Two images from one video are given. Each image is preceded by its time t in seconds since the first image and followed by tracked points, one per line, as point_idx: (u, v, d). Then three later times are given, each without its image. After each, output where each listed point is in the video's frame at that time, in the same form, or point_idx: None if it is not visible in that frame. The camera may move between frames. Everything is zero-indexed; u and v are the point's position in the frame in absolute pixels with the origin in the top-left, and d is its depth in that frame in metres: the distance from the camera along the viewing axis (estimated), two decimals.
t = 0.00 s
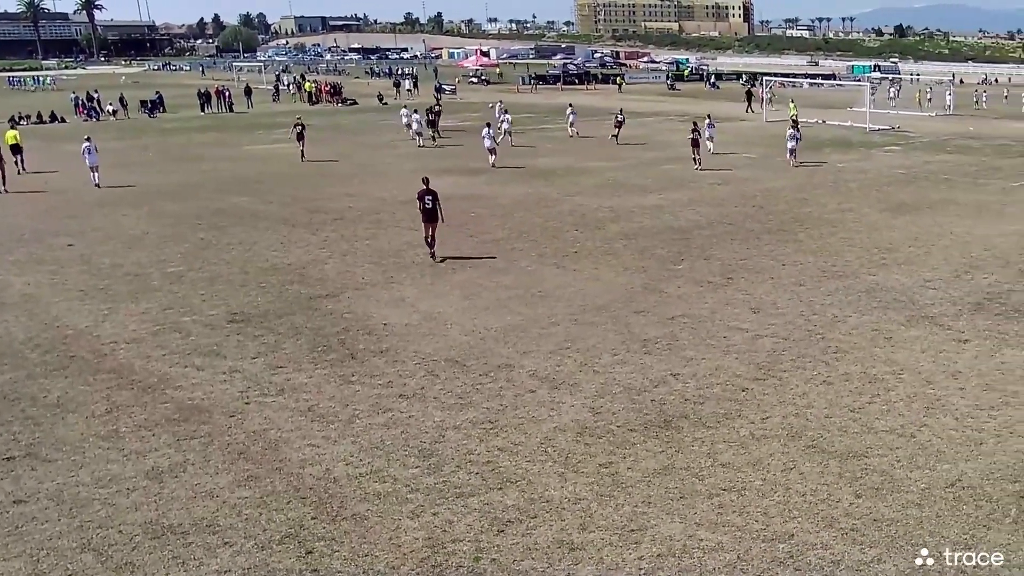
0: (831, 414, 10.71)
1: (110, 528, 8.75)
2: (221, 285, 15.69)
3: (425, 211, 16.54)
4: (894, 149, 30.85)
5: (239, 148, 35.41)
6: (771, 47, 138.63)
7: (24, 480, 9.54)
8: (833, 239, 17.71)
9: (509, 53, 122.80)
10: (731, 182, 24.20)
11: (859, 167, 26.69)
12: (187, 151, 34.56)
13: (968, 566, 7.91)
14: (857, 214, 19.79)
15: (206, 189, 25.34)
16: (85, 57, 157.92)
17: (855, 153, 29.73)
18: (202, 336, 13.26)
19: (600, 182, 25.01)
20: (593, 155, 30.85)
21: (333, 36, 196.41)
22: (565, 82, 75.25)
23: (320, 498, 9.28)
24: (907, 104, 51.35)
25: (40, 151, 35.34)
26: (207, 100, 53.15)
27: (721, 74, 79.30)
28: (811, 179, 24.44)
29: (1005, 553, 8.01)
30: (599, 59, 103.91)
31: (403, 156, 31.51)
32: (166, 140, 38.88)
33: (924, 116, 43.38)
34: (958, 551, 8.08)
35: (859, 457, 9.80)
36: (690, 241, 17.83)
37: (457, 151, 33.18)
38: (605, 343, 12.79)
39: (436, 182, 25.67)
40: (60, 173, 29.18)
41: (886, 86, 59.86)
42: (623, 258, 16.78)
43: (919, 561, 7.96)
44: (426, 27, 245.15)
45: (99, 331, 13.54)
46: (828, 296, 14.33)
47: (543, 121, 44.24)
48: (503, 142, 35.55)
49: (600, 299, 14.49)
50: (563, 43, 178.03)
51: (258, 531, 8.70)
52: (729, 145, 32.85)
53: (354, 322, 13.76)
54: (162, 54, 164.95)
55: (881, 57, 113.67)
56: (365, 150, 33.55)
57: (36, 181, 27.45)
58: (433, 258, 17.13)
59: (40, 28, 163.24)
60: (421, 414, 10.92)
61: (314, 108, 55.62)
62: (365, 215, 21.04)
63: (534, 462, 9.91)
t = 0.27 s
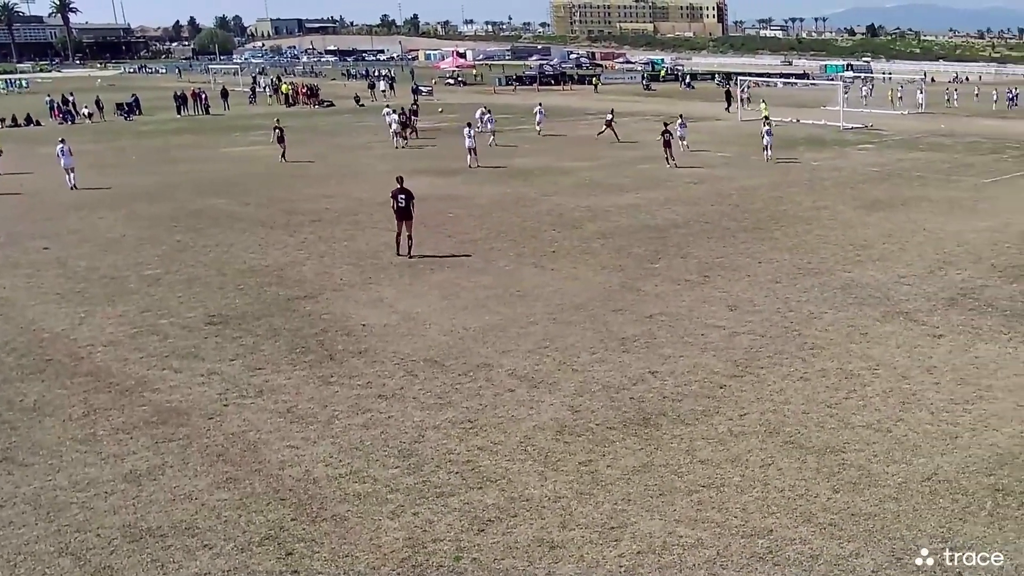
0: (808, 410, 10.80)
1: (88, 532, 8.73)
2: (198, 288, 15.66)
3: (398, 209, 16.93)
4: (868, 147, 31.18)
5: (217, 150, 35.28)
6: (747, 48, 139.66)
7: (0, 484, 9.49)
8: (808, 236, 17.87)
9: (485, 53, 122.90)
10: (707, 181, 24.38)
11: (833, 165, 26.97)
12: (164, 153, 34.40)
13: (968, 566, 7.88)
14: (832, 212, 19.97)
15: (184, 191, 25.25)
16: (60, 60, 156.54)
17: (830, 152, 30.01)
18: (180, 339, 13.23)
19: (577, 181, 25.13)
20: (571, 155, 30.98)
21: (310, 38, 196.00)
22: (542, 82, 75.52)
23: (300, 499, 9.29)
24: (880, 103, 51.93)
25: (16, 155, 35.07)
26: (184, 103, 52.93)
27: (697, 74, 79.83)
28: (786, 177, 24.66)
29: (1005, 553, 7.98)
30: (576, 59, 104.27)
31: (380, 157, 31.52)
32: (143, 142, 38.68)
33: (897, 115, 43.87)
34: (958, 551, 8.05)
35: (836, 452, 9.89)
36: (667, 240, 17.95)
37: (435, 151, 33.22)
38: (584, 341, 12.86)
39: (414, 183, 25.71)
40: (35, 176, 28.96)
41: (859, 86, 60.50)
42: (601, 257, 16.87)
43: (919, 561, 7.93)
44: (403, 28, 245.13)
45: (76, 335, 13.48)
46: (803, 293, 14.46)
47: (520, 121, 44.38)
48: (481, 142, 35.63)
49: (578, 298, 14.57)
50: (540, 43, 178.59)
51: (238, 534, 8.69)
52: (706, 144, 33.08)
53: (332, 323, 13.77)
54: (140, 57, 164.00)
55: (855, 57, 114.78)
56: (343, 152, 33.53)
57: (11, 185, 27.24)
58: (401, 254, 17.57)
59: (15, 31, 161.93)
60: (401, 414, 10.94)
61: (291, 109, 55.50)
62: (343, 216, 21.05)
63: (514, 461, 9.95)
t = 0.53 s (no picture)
0: (784, 407, 10.89)
1: (63, 536, 8.67)
2: (174, 289, 15.58)
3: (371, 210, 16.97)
4: (840, 145, 31.49)
5: (191, 150, 35.11)
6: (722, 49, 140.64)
7: None
8: (782, 234, 18.02)
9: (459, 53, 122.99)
10: (682, 180, 24.53)
11: (806, 163, 27.23)
12: (138, 154, 34.17)
13: (968, 566, 7.84)
14: (806, 210, 20.15)
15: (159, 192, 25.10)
16: (32, 61, 154.82)
17: (803, 150, 30.29)
18: (156, 340, 13.16)
19: (553, 180, 25.21)
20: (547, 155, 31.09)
21: (285, 39, 195.46)
22: (517, 82, 75.74)
23: (277, 501, 9.26)
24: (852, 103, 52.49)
25: None
26: (157, 103, 52.61)
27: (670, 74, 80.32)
28: (760, 176, 24.86)
29: (1006, 553, 7.93)
30: (550, 60, 104.60)
31: (356, 158, 31.49)
32: (117, 143, 38.41)
33: (869, 113, 44.33)
34: (959, 551, 8.01)
35: (813, 449, 9.97)
36: (643, 238, 18.04)
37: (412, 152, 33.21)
38: (561, 340, 12.91)
39: (390, 183, 25.69)
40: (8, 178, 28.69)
41: (831, 86, 61.14)
42: (577, 256, 16.95)
43: (919, 561, 7.90)
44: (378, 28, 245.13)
45: (50, 337, 13.38)
46: (778, 291, 14.57)
47: (496, 121, 44.46)
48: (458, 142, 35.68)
49: (555, 297, 14.62)
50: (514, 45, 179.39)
51: (215, 536, 8.65)
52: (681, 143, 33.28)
53: (309, 324, 13.75)
54: (112, 58, 163.07)
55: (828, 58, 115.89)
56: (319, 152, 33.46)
57: None
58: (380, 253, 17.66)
59: None
60: (378, 414, 10.94)
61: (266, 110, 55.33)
62: (319, 217, 21.01)
63: (492, 460, 9.97)
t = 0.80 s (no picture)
0: (759, 403, 10.97)
1: (35, 540, 8.60)
2: (146, 290, 15.49)
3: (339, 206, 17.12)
4: (811, 143, 31.81)
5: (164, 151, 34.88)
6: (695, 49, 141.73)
7: None
8: (755, 232, 18.18)
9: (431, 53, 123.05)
10: (655, 178, 24.68)
11: (777, 161, 27.50)
12: (110, 155, 33.90)
13: (967, 566, 7.78)
14: (778, 207, 20.34)
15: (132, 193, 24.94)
16: (2, 59, 152.88)
17: (775, 148, 30.58)
18: (128, 342, 13.09)
19: (527, 179, 25.30)
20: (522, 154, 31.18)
21: (258, 39, 194.73)
22: (489, 82, 75.96)
23: (252, 501, 9.23)
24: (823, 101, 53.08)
25: None
26: (128, 104, 52.26)
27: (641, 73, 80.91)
28: (731, 174, 25.07)
29: (1005, 553, 7.87)
30: (523, 59, 104.95)
31: (330, 157, 31.42)
32: (89, 144, 38.09)
33: (840, 112, 44.85)
34: (959, 551, 7.95)
35: (787, 444, 10.04)
36: (617, 236, 18.14)
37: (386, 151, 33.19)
38: (536, 338, 12.96)
39: (365, 182, 25.67)
40: None
41: (802, 86, 61.83)
42: (552, 254, 17.02)
43: (918, 562, 7.84)
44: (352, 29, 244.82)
45: (20, 339, 13.27)
46: (751, 288, 14.70)
47: (470, 121, 44.54)
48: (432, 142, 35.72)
49: (529, 296, 14.66)
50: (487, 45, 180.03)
51: (189, 538, 8.61)
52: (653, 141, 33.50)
53: (283, 323, 13.72)
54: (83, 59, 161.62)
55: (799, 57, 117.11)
56: (292, 152, 33.36)
57: None
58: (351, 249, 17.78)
59: None
60: (353, 414, 10.92)
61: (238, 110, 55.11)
62: (292, 217, 20.96)
63: (468, 459, 9.97)
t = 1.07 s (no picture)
0: (731, 400, 11.03)
1: (4, 547, 8.51)
2: (115, 293, 15.38)
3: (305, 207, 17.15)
4: (779, 141, 32.13)
5: (133, 153, 34.62)
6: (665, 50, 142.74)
7: None
8: (725, 230, 18.32)
9: (401, 53, 123.09)
10: (625, 177, 24.82)
11: (745, 159, 27.77)
12: (78, 158, 33.61)
13: (968, 566, 7.70)
14: (747, 205, 20.51)
15: (102, 196, 24.73)
16: None
17: (744, 146, 30.87)
18: (97, 346, 12.99)
19: (498, 179, 25.36)
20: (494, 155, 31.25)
21: (228, 41, 193.87)
22: (459, 82, 76.13)
23: (224, 505, 9.17)
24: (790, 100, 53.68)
25: None
26: (95, 106, 51.85)
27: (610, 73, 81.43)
28: (701, 172, 25.26)
29: (1006, 553, 7.81)
30: (492, 60, 105.25)
31: (301, 159, 31.32)
32: (57, 147, 37.73)
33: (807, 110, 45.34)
34: (959, 551, 7.88)
35: (759, 440, 10.11)
36: (588, 235, 18.22)
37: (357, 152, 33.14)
38: (508, 338, 12.99)
39: (336, 183, 25.62)
40: None
41: (769, 85, 62.50)
42: (523, 254, 17.08)
43: (919, 562, 7.76)
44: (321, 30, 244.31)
45: None
46: (721, 285, 14.82)
47: (440, 121, 44.59)
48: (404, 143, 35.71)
49: (501, 295, 14.69)
50: (457, 45, 180.60)
51: (161, 542, 8.53)
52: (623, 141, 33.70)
53: (254, 326, 13.67)
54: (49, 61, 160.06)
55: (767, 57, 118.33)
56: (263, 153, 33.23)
57: None
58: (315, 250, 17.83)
59: None
60: (325, 416, 10.90)
61: (207, 111, 54.84)
62: (263, 219, 20.89)
63: (441, 459, 9.96)
